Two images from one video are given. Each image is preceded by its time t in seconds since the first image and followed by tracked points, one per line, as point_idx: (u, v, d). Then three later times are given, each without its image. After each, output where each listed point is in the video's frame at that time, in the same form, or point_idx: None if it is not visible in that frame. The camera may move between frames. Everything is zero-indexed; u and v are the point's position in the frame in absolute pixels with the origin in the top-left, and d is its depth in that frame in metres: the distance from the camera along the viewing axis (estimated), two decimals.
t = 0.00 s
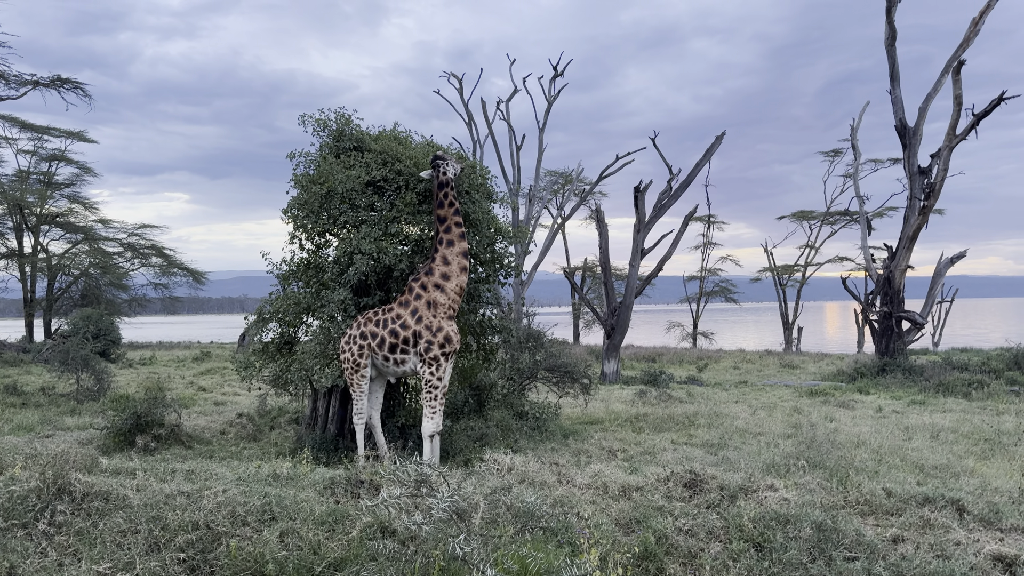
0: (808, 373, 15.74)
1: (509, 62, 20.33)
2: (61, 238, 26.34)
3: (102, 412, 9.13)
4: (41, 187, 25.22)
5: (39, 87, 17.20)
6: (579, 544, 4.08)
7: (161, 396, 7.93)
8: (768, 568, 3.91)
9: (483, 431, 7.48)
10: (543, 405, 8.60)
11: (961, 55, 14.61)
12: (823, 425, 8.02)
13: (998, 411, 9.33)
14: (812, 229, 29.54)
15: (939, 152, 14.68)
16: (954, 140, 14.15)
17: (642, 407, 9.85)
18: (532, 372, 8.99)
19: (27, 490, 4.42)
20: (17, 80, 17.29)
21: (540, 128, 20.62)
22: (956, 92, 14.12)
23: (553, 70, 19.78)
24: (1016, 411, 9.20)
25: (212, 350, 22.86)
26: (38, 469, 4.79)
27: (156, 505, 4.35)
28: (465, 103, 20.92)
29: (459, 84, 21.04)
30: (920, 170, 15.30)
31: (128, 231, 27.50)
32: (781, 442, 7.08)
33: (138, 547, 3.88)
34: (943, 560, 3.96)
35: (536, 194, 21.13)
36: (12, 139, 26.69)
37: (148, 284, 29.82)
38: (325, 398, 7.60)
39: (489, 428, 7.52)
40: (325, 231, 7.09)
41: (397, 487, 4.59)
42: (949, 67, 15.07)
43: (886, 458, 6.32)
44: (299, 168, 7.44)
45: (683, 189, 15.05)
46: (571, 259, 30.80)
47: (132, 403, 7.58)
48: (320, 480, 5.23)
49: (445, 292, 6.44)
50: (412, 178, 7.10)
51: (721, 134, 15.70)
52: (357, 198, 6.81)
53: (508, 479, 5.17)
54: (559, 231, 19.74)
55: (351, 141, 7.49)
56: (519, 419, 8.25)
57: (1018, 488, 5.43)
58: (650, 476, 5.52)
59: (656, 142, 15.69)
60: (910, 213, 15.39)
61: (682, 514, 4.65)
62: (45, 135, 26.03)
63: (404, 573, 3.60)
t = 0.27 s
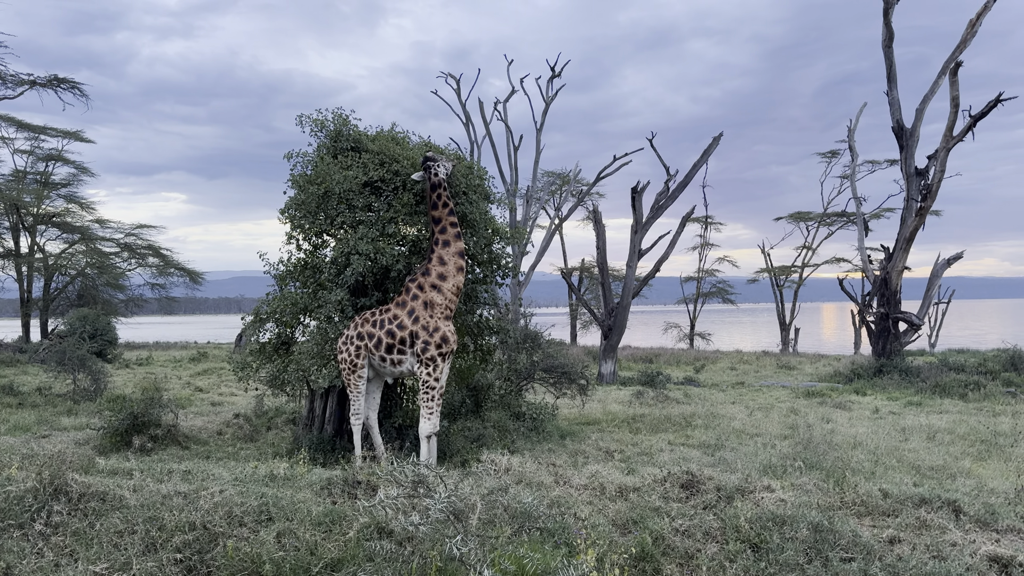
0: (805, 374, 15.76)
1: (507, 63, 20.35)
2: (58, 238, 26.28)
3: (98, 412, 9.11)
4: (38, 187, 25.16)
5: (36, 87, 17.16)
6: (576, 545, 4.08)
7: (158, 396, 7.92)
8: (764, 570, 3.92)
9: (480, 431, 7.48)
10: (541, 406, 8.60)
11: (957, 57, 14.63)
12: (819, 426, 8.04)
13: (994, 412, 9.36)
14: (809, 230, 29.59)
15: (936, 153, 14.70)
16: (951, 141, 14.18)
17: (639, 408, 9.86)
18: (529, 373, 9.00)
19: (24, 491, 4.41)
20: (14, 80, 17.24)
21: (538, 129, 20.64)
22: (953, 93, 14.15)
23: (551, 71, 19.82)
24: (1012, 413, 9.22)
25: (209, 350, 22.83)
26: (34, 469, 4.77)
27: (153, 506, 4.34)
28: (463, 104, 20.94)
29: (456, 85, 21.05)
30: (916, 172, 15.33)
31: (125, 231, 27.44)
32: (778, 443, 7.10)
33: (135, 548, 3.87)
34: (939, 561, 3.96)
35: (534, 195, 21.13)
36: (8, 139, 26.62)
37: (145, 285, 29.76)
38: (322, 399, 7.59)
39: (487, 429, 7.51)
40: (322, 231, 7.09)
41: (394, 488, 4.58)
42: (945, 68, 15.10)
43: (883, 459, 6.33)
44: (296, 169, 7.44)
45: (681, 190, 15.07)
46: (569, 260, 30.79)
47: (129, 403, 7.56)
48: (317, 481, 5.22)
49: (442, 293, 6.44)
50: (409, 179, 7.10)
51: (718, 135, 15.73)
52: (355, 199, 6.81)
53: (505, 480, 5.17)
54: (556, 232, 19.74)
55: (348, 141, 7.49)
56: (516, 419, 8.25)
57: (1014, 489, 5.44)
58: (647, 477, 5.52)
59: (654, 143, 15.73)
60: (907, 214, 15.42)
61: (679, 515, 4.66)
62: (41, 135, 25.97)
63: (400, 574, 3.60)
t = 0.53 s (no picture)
0: (802, 372, 15.80)
1: (505, 61, 20.47)
2: (54, 235, 26.22)
3: (95, 410, 9.11)
4: (34, 184, 25.09)
5: (31, 84, 17.09)
6: (574, 542, 4.09)
7: (155, 393, 7.91)
8: (761, 567, 3.93)
9: (477, 429, 7.49)
10: (538, 404, 8.60)
11: (955, 55, 14.63)
12: (816, 424, 8.06)
13: (990, 410, 9.39)
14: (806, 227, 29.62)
15: (933, 151, 14.71)
16: (948, 140, 14.19)
17: (636, 405, 9.87)
18: (526, 370, 9.01)
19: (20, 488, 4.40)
20: (9, 76, 17.17)
21: (535, 127, 20.67)
22: (950, 92, 14.15)
23: (548, 69, 19.93)
24: (1007, 410, 9.25)
25: (206, 347, 22.80)
26: (31, 466, 4.77)
27: (149, 503, 4.34)
28: (460, 101, 21.00)
29: (454, 82, 21.00)
30: (913, 170, 15.34)
31: (121, 228, 27.37)
32: (775, 440, 7.12)
33: (132, 545, 3.87)
34: (936, 558, 3.98)
35: (531, 192, 21.14)
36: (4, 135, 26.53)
37: (142, 282, 29.71)
38: (319, 396, 7.59)
39: (484, 427, 7.52)
40: (319, 229, 7.09)
41: (392, 485, 4.58)
42: (942, 66, 15.10)
43: (879, 457, 6.34)
44: (294, 166, 7.43)
45: (678, 188, 15.07)
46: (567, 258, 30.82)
47: (125, 400, 7.54)
48: (314, 478, 5.23)
49: (438, 290, 6.43)
50: (406, 176, 7.09)
51: (714, 133, 15.75)
52: (352, 196, 6.80)
53: (502, 477, 5.18)
54: (554, 230, 19.73)
55: (346, 139, 7.48)
56: (513, 417, 8.25)
57: (1010, 486, 5.46)
58: (644, 475, 5.53)
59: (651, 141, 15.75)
60: (904, 213, 15.44)
61: (676, 512, 4.67)
62: (37, 132, 25.87)
63: (398, 571, 3.60)
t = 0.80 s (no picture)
0: (800, 370, 15.81)
1: (503, 59, 20.79)
2: (52, 233, 26.18)
3: (92, 407, 9.10)
4: (31, 182, 25.04)
5: (29, 81, 17.06)
6: (573, 540, 4.10)
7: (153, 391, 7.91)
8: (760, 565, 3.93)
9: (475, 427, 7.49)
10: (536, 402, 8.60)
11: (952, 54, 14.63)
12: (814, 422, 8.07)
13: (987, 408, 9.40)
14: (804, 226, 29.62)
15: (931, 150, 14.72)
16: (945, 138, 14.20)
17: (633, 404, 9.88)
18: (524, 369, 9.02)
19: (18, 486, 4.40)
20: (7, 74, 17.13)
21: (533, 125, 20.71)
22: (948, 90, 14.15)
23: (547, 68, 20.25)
24: (1004, 409, 9.26)
25: (204, 346, 22.81)
26: (29, 464, 4.77)
27: (148, 501, 4.34)
28: (458, 100, 21.05)
29: (452, 80, 20.98)
30: (911, 169, 15.35)
31: (119, 226, 27.33)
32: (772, 438, 7.13)
33: (130, 543, 3.87)
34: (934, 556, 3.98)
35: (529, 191, 21.12)
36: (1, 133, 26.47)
37: (139, 280, 29.66)
38: (318, 394, 7.59)
39: (482, 425, 7.53)
40: (318, 227, 7.09)
41: (391, 483, 4.57)
42: (940, 65, 15.10)
43: (877, 455, 6.35)
44: (292, 164, 7.42)
45: (676, 187, 15.08)
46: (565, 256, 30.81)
47: (123, 398, 7.54)
48: (313, 476, 5.22)
49: (436, 289, 6.43)
50: (404, 175, 7.09)
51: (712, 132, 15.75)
52: (350, 194, 6.80)
53: (501, 475, 5.18)
54: (552, 229, 19.73)
55: (344, 136, 7.47)
56: (511, 415, 8.26)
57: (1007, 484, 5.48)
58: (643, 473, 5.54)
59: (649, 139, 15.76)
60: (902, 211, 15.45)
61: (675, 510, 4.68)
62: (35, 129, 25.82)
63: (397, 569, 3.60)
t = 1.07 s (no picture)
0: (799, 369, 15.82)
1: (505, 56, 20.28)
2: (51, 231, 26.19)
3: (92, 405, 9.12)
4: (31, 180, 25.05)
5: (28, 79, 17.07)
6: (574, 538, 4.11)
7: (153, 389, 7.92)
8: (761, 563, 3.93)
9: (475, 425, 7.51)
10: (536, 400, 8.61)
11: (952, 52, 14.60)
12: (813, 420, 8.07)
13: (987, 406, 9.40)
14: (803, 224, 29.62)
15: (931, 148, 14.70)
16: (945, 136, 14.17)
17: (633, 402, 9.88)
18: (524, 367, 9.02)
19: (20, 484, 4.41)
20: (6, 71, 17.13)
21: (533, 123, 20.68)
22: (948, 88, 14.13)
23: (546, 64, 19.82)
24: (1004, 407, 9.26)
25: (204, 343, 22.87)
26: (31, 462, 4.78)
27: (149, 498, 4.35)
28: (457, 97, 20.93)
29: (451, 78, 20.96)
30: (911, 167, 15.33)
31: (118, 224, 27.35)
32: (772, 436, 7.13)
33: (132, 541, 3.88)
34: (935, 553, 3.99)
35: (528, 189, 21.10)
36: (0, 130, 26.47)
37: (138, 278, 29.67)
38: (318, 392, 7.60)
39: (482, 423, 7.54)
40: (318, 224, 7.09)
41: (392, 480, 4.58)
42: (940, 63, 15.07)
43: (877, 453, 6.35)
44: (292, 162, 7.41)
45: (676, 185, 15.05)
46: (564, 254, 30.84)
47: (123, 396, 7.55)
48: (314, 474, 5.24)
49: (435, 287, 6.43)
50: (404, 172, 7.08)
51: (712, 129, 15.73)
52: (350, 192, 6.79)
53: (502, 473, 5.18)
54: (551, 227, 19.73)
55: (344, 134, 7.46)
56: (511, 413, 8.27)
57: (1008, 482, 5.48)
58: (643, 470, 5.54)
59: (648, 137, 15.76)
60: (901, 210, 15.44)
61: (676, 508, 4.68)
62: (34, 127, 25.83)
63: (398, 568, 3.61)
